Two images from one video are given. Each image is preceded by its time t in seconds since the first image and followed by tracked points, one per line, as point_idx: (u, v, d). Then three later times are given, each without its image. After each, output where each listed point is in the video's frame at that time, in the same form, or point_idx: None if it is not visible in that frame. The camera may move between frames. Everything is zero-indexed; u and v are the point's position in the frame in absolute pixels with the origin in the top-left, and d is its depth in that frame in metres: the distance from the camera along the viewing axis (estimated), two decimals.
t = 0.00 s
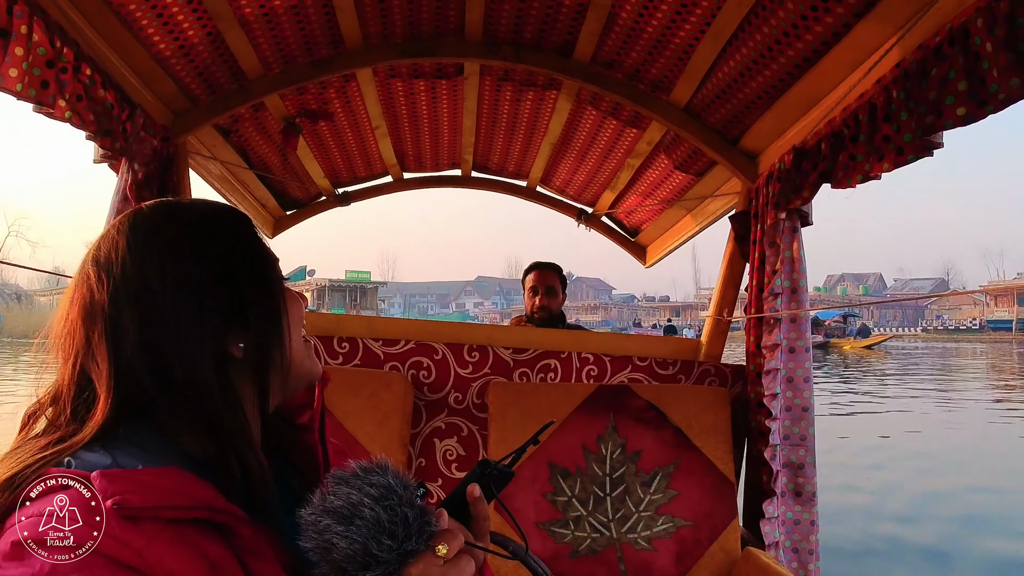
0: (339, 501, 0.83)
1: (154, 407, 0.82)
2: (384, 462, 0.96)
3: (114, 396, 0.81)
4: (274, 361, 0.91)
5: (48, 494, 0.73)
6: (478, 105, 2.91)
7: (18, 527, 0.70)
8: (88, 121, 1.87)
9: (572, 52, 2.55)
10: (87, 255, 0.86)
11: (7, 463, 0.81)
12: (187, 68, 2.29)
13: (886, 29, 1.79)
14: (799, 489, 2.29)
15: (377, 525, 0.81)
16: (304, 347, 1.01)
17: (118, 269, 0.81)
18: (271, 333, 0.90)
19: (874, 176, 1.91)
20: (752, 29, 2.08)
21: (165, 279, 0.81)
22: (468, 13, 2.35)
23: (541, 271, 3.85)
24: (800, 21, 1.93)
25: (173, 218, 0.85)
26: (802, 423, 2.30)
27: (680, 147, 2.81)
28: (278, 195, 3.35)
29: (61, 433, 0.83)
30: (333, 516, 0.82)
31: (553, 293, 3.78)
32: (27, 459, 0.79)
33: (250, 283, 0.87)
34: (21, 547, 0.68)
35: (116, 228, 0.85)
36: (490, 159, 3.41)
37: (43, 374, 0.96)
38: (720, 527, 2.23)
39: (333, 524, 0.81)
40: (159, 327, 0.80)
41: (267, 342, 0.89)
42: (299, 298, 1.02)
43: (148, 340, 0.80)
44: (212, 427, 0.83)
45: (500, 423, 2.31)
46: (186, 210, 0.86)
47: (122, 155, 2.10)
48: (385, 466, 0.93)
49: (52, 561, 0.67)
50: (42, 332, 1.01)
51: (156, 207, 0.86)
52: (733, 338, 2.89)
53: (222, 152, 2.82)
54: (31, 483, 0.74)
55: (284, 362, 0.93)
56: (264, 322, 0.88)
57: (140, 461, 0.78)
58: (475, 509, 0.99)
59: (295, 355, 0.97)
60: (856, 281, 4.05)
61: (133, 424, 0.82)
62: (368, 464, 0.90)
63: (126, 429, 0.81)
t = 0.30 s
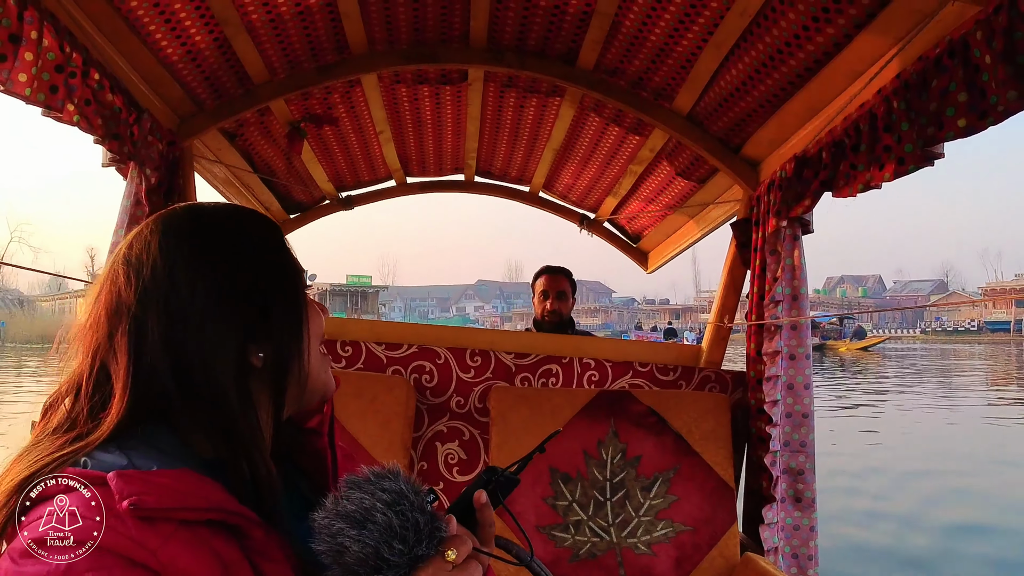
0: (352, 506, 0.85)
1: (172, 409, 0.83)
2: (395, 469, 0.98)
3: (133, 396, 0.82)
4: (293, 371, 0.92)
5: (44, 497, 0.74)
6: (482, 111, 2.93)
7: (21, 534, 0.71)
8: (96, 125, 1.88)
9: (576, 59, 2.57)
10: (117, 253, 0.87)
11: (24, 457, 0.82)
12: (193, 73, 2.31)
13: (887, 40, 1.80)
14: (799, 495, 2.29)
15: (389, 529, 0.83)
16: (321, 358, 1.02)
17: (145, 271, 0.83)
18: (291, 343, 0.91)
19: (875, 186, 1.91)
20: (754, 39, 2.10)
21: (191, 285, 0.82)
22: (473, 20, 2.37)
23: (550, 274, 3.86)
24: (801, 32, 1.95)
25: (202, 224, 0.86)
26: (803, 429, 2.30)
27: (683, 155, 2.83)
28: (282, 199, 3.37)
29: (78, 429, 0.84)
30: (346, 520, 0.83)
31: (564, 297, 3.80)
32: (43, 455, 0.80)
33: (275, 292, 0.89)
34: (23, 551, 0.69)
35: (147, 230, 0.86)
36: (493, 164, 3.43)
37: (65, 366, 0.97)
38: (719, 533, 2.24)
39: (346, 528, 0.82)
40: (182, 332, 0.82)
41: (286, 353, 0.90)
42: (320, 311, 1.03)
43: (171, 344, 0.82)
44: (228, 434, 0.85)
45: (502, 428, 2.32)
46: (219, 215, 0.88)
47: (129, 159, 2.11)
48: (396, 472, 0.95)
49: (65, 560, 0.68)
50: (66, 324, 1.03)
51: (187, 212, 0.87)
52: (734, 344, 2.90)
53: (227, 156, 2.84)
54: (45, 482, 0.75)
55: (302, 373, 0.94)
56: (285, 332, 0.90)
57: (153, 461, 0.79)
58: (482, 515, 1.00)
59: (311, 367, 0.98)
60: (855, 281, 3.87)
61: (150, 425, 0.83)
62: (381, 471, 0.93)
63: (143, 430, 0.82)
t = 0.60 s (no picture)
0: (387, 517, 0.88)
1: (156, 412, 0.86)
2: (432, 483, 1.00)
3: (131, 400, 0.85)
4: (271, 365, 0.93)
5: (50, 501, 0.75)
6: (483, 113, 2.94)
7: (27, 541, 0.72)
8: (101, 125, 1.89)
9: (577, 63, 2.58)
10: (104, 269, 0.90)
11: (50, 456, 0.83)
12: (197, 73, 2.32)
13: (886, 46, 1.82)
14: (796, 498, 2.30)
15: (422, 544, 0.85)
16: (324, 339, 1.01)
17: (117, 281, 0.86)
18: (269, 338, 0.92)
19: (874, 192, 1.92)
20: (755, 44, 2.11)
21: (157, 289, 0.85)
22: (476, 23, 2.38)
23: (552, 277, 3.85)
24: (802, 37, 1.96)
25: (166, 228, 0.88)
26: (800, 433, 2.31)
27: (684, 159, 2.84)
28: (284, 199, 3.39)
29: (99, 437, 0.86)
30: (380, 531, 0.87)
31: (565, 297, 3.79)
32: (60, 454, 0.82)
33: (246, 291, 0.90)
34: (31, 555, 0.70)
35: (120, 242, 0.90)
36: (494, 167, 3.44)
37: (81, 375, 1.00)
38: (716, 536, 2.25)
39: (379, 539, 0.86)
40: (153, 336, 0.84)
41: (261, 347, 0.91)
42: (310, 294, 1.02)
43: (145, 348, 0.85)
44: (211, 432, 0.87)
45: (501, 429, 2.34)
46: (185, 221, 0.89)
47: (133, 159, 2.12)
48: (434, 486, 0.96)
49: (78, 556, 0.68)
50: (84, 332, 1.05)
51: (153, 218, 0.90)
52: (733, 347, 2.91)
53: (230, 157, 2.86)
54: (59, 479, 0.75)
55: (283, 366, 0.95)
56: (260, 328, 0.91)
57: (185, 455, 0.83)
58: (498, 523, 0.99)
59: (303, 357, 0.98)
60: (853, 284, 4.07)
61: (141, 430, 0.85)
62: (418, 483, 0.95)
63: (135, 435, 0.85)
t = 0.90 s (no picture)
0: (351, 525, 0.86)
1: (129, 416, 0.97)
2: (404, 482, 0.98)
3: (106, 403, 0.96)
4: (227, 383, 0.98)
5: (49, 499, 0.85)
6: (484, 114, 2.95)
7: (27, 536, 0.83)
8: (103, 124, 1.90)
9: (578, 64, 2.59)
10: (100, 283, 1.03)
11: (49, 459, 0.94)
12: (198, 72, 2.32)
13: (885, 49, 1.83)
14: (795, 499, 2.31)
15: (387, 554, 0.83)
16: (291, 364, 1.01)
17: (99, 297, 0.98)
18: (216, 362, 0.96)
19: (874, 194, 1.92)
20: (756, 46, 2.12)
21: (118, 309, 0.95)
22: (477, 23, 2.39)
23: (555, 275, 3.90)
24: (802, 40, 1.96)
25: (132, 252, 0.97)
26: (800, 434, 2.32)
27: (684, 160, 2.84)
28: (285, 198, 3.39)
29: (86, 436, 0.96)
30: (344, 540, 0.85)
31: (564, 296, 3.81)
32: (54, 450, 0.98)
33: (192, 316, 0.95)
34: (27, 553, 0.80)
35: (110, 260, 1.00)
36: (495, 167, 3.44)
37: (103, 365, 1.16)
38: (715, 536, 2.26)
39: (343, 548, 0.84)
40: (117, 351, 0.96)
41: (211, 369, 0.96)
42: (288, 315, 1.02)
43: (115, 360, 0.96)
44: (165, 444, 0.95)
45: (501, 429, 2.34)
46: (151, 243, 0.97)
47: (135, 158, 2.12)
48: (404, 488, 0.95)
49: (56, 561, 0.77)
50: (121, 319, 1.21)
51: (129, 240, 0.99)
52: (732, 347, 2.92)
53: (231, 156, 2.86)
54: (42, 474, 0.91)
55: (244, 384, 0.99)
56: (206, 351, 0.95)
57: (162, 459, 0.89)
58: (497, 536, 1.03)
59: (265, 378, 0.99)
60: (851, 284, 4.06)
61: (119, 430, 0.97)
62: (386, 487, 0.93)
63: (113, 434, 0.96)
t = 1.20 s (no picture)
0: None
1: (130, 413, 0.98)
2: (407, 530, 0.97)
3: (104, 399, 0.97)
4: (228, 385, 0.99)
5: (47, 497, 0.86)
6: (479, 114, 2.95)
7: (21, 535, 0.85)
8: (97, 126, 1.90)
9: (571, 63, 2.59)
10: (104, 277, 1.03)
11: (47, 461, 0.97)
12: (192, 74, 2.33)
13: (876, 48, 1.83)
14: (791, 496, 2.31)
15: None
16: (289, 372, 1.01)
17: (104, 295, 0.98)
18: (214, 365, 0.96)
19: (865, 192, 1.93)
20: (747, 45, 2.12)
21: (123, 307, 0.96)
22: (470, 24, 2.40)
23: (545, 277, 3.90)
24: (794, 38, 1.96)
25: (140, 248, 0.97)
26: (795, 432, 2.32)
27: (678, 159, 2.85)
28: (280, 199, 3.40)
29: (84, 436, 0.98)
30: None
31: (564, 301, 3.83)
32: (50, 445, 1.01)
33: (194, 317, 0.95)
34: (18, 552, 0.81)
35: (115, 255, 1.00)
36: (490, 166, 3.44)
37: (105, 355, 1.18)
38: (710, 534, 2.26)
39: None
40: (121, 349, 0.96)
41: (213, 370, 0.97)
42: (289, 319, 1.03)
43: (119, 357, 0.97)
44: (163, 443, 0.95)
45: (495, 429, 2.35)
46: (158, 240, 0.97)
47: (130, 160, 2.13)
48: (406, 537, 0.94)
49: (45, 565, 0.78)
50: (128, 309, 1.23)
51: (135, 236, 0.99)
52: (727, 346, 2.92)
53: (226, 157, 2.86)
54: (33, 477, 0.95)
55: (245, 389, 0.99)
56: (206, 353, 0.96)
57: (152, 468, 0.88)
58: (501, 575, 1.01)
59: (267, 386, 1.00)
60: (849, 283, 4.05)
61: (119, 426, 0.98)
62: (386, 538, 0.91)
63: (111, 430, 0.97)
